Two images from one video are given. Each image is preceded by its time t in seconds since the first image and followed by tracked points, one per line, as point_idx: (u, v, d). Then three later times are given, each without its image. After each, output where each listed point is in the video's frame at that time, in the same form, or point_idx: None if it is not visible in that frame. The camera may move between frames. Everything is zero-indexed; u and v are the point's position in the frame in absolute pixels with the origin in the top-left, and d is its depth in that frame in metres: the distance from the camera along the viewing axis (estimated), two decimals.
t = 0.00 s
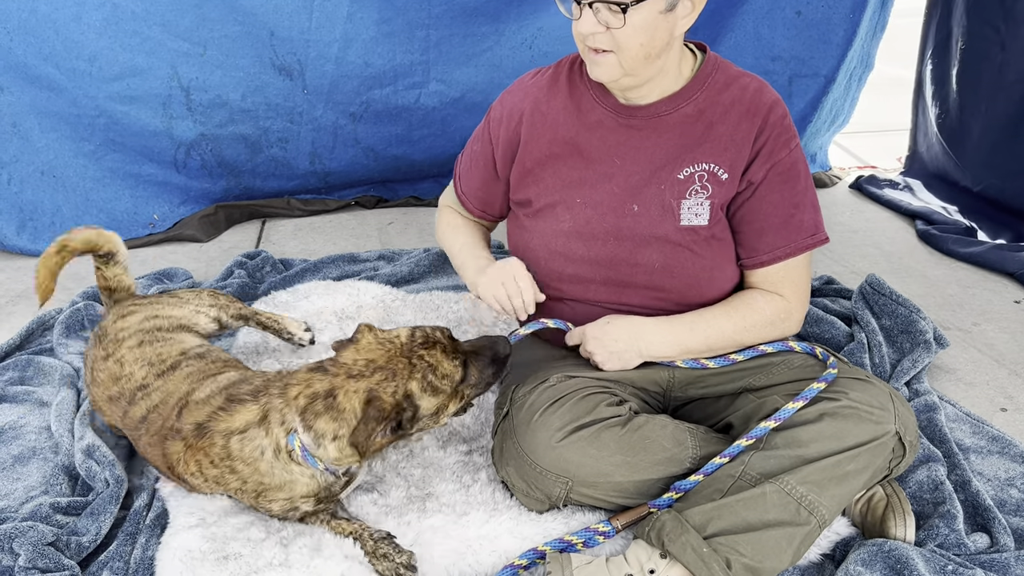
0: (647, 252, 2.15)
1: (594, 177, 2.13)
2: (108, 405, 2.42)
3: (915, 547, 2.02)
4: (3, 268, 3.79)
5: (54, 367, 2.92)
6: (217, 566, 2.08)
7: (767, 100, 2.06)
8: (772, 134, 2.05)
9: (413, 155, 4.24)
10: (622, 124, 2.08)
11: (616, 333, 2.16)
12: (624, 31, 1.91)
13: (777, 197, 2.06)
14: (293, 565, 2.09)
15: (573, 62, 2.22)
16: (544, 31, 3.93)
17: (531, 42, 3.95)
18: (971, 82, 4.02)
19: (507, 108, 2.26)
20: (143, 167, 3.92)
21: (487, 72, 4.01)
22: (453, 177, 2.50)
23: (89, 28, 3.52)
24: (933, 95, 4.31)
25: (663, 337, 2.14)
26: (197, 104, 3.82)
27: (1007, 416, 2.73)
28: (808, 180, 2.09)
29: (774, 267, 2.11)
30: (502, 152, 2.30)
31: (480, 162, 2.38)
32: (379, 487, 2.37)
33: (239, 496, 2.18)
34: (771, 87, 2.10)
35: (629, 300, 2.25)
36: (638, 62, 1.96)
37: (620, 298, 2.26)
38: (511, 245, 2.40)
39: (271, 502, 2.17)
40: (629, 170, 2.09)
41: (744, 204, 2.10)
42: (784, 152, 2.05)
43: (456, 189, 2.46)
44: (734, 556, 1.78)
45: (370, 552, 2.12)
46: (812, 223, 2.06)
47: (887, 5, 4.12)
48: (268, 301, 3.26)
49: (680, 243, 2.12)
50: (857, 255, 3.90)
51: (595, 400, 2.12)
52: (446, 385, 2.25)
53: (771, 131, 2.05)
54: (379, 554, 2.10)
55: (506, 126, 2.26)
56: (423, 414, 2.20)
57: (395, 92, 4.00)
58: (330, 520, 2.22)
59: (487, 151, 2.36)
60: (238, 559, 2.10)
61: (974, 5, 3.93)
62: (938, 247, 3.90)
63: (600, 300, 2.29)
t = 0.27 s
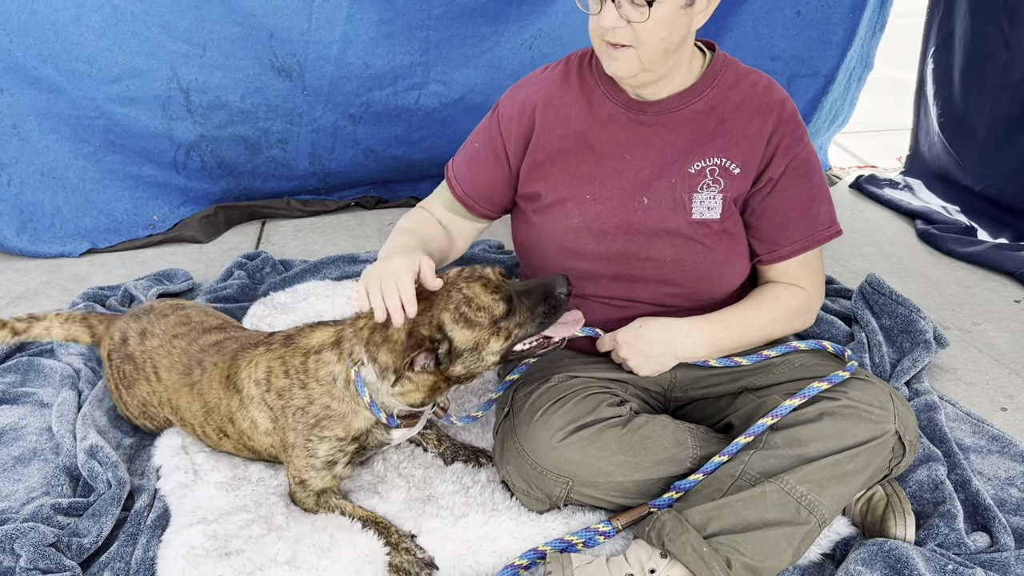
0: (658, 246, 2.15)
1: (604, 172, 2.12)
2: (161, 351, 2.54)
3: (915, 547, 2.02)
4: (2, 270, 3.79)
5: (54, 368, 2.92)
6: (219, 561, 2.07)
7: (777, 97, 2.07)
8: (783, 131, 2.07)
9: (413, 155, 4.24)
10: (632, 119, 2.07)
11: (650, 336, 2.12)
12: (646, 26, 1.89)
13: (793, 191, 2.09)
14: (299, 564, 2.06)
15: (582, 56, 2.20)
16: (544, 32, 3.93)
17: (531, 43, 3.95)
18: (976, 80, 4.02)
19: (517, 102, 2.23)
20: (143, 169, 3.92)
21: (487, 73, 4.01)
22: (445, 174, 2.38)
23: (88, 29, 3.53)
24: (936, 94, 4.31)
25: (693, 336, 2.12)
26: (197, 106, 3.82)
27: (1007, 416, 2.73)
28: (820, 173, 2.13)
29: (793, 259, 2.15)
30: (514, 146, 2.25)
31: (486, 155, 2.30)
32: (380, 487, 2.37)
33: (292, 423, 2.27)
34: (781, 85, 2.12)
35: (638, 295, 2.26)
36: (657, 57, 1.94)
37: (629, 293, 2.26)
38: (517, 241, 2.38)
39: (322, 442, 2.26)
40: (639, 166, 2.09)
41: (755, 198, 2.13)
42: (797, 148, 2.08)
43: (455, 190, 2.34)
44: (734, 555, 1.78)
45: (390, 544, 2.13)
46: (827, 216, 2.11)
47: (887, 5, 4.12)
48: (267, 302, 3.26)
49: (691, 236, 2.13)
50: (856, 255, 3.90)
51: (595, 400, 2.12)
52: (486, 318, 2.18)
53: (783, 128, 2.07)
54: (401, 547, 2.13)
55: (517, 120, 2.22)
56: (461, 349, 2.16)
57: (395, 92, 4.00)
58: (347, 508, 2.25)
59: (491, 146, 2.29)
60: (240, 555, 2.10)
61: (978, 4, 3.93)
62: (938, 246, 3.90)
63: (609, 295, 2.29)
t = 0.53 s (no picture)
0: (664, 246, 2.14)
1: (610, 173, 2.09)
2: (230, 309, 2.64)
3: (916, 547, 2.02)
4: (3, 271, 3.79)
5: (54, 368, 2.94)
6: (218, 567, 2.07)
7: (780, 96, 2.08)
8: (787, 129, 2.08)
9: (414, 156, 4.24)
10: (638, 120, 2.05)
11: (671, 338, 2.08)
12: (659, 26, 1.88)
13: (799, 189, 2.12)
14: (299, 569, 2.07)
15: (584, 54, 2.15)
16: (544, 33, 3.93)
17: (531, 44, 3.95)
18: (981, 79, 4.02)
19: (520, 100, 2.14)
20: (143, 170, 3.93)
21: (487, 74, 4.02)
22: (436, 167, 2.21)
23: (87, 31, 3.53)
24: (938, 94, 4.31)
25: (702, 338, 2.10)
26: (197, 107, 3.82)
27: (1007, 415, 2.74)
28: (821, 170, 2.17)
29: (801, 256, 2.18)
30: (519, 144, 2.15)
31: (487, 151, 2.16)
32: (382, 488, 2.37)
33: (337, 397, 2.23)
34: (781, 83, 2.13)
35: (643, 296, 2.26)
36: (667, 57, 1.93)
37: (633, 293, 2.26)
38: (518, 244, 2.31)
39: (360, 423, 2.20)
40: (644, 166, 2.07)
41: (761, 195, 2.15)
42: (801, 146, 2.10)
43: (452, 184, 2.17)
44: (735, 555, 1.78)
45: (425, 547, 2.09)
46: (831, 212, 2.15)
47: (886, 5, 4.13)
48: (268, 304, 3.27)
49: (697, 236, 2.13)
50: (856, 255, 3.90)
51: (596, 402, 2.13)
52: (494, 370, 1.98)
53: (787, 126, 2.08)
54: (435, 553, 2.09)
55: (521, 119, 2.13)
56: (456, 363, 2.03)
57: (395, 94, 4.00)
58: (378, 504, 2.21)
59: (492, 142, 2.16)
60: (240, 559, 2.10)
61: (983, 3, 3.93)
62: (938, 246, 3.90)
63: (613, 295, 2.29)
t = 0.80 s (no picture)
0: (662, 253, 2.15)
1: (606, 181, 2.09)
2: (240, 320, 2.58)
3: (918, 546, 2.02)
4: (4, 273, 3.79)
5: (55, 370, 2.94)
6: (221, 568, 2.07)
7: (773, 98, 2.08)
8: (783, 131, 2.08)
9: (414, 157, 4.24)
10: (632, 127, 2.05)
11: (668, 339, 2.08)
12: (658, 29, 1.88)
13: (797, 191, 2.12)
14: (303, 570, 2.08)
15: (576, 60, 2.13)
16: (544, 34, 3.93)
17: (531, 45, 3.95)
18: (983, 78, 4.02)
19: (514, 110, 2.12)
20: (143, 172, 3.93)
21: (487, 76, 4.02)
22: (426, 176, 2.16)
23: (87, 33, 3.53)
24: (938, 93, 4.30)
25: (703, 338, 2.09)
26: (196, 110, 3.82)
27: (1008, 415, 2.74)
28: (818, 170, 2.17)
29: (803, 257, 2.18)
30: (512, 154, 2.13)
31: (480, 162, 2.13)
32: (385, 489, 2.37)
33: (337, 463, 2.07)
34: (775, 84, 2.12)
35: (642, 301, 2.27)
36: (665, 60, 1.93)
37: (632, 299, 2.27)
38: (517, 252, 2.32)
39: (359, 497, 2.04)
40: (640, 174, 2.07)
41: (757, 198, 2.15)
42: (797, 147, 2.09)
43: (442, 194, 2.12)
44: (737, 555, 1.79)
45: None
46: (831, 211, 2.14)
47: (886, 5, 4.13)
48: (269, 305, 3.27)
49: (695, 242, 2.14)
50: (857, 254, 3.90)
51: (597, 404, 2.12)
52: (511, 523, 1.86)
53: (782, 128, 2.08)
54: None
55: (514, 128, 2.10)
56: (462, 533, 1.83)
57: (395, 95, 4.00)
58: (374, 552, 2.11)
59: (485, 152, 2.13)
60: (242, 562, 2.09)
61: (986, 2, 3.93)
62: (938, 245, 3.90)
63: (613, 301, 2.29)
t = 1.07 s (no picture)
0: (654, 255, 2.16)
1: (596, 185, 2.10)
2: (228, 353, 2.51)
3: (918, 544, 2.02)
4: (4, 275, 3.79)
5: (56, 372, 2.94)
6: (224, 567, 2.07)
7: (759, 93, 2.07)
8: (770, 127, 2.07)
9: (413, 157, 4.24)
10: (618, 129, 2.06)
11: (694, 339, 2.07)
12: (643, 33, 1.88)
13: (787, 186, 2.11)
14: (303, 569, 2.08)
15: (560, 66, 2.14)
16: (544, 34, 3.93)
17: (531, 45, 3.95)
18: (985, 75, 4.02)
19: (499, 119, 2.13)
20: (142, 173, 3.93)
21: (487, 76, 4.02)
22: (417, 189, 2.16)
23: (86, 35, 3.53)
24: (939, 91, 4.30)
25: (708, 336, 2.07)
26: (196, 111, 3.83)
27: (1008, 413, 2.74)
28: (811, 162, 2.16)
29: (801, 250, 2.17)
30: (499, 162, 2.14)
31: (470, 172, 2.14)
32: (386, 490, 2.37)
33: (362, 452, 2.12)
34: (760, 79, 2.12)
35: (636, 303, 2.27)
36: (649, 63, 1.94)
37: (627, 301, 2.27)
38: (510, 259, 2.32)
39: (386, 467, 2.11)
40: (629, 176, 2.08)
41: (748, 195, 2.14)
42: (786, 141, 2.08)
43: (434, 206, 2.12)
44: (738, 554, 1.78)
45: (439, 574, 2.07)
46: (831, 198, 2.13)
47: (885, 4, 4.13)
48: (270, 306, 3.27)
49: (687, 242, 2.14)
50: (858, 253, 3.90)
51: (597, 404, 2.12)
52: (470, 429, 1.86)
53: (769, 123, 2.07)
54: None
55: (499, 136, 2.12)
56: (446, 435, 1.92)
57: (395, 96, 4.00)
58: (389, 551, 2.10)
59: (474, 162, 2.13)
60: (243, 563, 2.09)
61: None
62: (938, 244, 3.90)
63: (608, 305, 2.29)
